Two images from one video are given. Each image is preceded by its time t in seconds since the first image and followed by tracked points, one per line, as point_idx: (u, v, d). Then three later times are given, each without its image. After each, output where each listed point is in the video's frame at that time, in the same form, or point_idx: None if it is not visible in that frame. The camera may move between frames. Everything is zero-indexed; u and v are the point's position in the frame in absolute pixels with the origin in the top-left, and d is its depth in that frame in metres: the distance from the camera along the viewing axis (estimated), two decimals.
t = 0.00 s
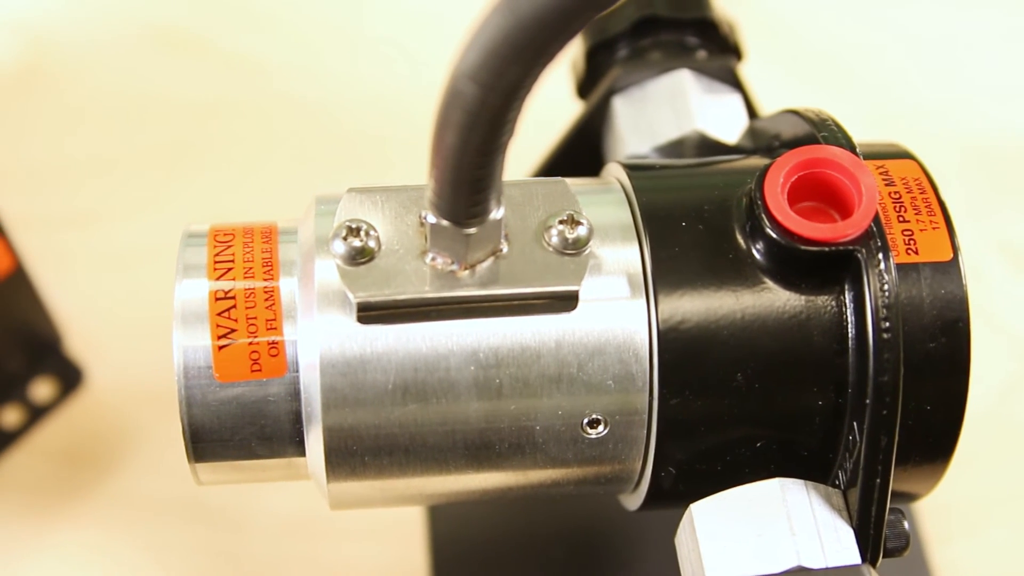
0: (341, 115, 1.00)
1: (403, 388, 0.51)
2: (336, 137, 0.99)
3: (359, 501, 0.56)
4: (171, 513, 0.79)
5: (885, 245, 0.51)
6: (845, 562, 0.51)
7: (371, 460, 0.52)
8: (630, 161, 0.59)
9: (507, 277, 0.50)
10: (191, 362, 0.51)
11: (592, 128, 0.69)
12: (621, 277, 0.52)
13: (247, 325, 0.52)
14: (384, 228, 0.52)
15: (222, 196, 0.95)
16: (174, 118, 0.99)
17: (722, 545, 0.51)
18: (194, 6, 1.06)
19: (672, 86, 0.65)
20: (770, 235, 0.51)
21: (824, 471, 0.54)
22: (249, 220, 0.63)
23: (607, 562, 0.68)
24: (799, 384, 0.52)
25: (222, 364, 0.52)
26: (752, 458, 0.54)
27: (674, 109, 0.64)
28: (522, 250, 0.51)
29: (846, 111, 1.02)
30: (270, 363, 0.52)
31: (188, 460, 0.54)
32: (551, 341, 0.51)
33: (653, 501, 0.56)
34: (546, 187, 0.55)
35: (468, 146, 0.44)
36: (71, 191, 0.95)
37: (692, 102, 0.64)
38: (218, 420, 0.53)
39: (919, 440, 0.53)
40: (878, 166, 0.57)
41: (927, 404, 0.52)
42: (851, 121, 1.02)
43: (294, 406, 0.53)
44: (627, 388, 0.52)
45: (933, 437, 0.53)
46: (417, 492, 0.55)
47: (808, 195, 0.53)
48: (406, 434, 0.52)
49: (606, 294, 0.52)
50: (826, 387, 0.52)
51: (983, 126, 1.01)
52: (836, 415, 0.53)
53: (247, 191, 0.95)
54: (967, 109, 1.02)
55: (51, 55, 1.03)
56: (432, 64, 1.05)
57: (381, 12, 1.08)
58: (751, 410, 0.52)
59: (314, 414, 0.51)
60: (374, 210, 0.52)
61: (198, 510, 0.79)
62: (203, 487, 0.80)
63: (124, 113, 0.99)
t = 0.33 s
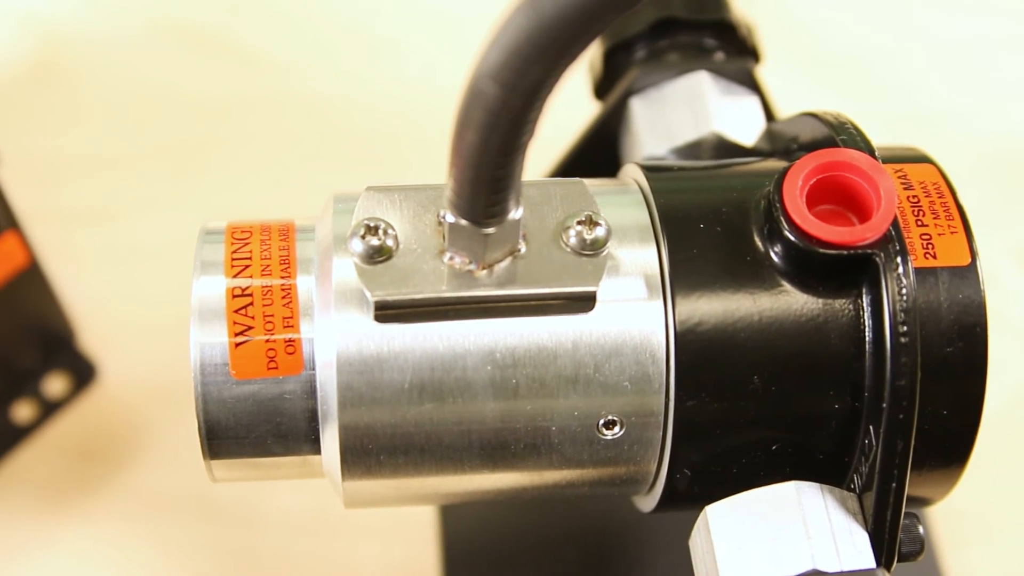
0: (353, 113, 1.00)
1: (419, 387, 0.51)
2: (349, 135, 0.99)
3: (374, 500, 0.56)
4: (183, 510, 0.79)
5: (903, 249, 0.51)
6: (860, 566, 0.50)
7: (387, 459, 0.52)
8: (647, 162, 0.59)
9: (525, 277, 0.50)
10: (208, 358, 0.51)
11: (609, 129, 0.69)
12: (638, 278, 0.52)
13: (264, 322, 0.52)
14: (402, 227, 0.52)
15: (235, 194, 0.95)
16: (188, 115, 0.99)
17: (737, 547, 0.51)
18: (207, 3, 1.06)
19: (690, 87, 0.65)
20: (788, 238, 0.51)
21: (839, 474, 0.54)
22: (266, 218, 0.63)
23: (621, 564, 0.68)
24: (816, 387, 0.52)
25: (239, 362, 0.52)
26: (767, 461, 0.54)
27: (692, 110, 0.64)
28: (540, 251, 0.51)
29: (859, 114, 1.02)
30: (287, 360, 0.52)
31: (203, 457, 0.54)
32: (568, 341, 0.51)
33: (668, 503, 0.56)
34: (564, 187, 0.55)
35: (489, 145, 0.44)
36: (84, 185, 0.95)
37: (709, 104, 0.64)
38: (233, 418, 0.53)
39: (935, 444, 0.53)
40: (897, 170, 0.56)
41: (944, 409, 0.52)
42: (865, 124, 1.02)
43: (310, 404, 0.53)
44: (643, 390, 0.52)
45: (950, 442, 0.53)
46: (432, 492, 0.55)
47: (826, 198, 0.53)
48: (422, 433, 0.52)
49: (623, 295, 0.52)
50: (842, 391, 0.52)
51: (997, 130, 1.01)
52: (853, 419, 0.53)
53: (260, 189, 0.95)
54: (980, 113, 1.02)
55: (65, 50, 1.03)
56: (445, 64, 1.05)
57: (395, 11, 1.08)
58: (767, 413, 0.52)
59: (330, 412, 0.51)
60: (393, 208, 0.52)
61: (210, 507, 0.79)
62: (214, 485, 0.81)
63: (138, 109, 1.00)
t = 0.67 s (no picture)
0: (366, 111, 1.00)
1: (434, 386, 0.51)
2: (362, 133, 0.99)
3: (388, 499, 0.56)
4: (194, 507, 0.79)
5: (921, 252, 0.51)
6: (873, 570, 0.50)
7: (401, 458, 0.52)
8: (663, 163, 0.59)
9: (541, 278, 0.50)
10: (224, 356, 0.51)
11: (625, 130, 0.69)
12: (654, 279, 0.52)
13: (280, 320, 0.52)
14: (418, 226, 0.52)
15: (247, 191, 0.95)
16: (202, 112, 1.00)
17: (749, 550, 0.51)
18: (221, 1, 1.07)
19: (707, 89, 0.65)
20: (805, 241, 0.51)
21: (853, 478, 0.54)
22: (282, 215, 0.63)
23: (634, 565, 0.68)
24: (831, 390, 0.52)
25: (254, 359, 0.52)
26: (782, 463, 0.54)
27: (708, 111, 0.64)
28: (557, 251, 0.51)
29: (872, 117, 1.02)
30: (302, 358, 0.52)
31: (217, 454, 0.54)
32: (584, 342, 0.51)
33: (682, 504, 0.56)
34: (582, 187, 0.55)
35: (508, 144, 0.43)
36: (98, 181, 0.95)
37: (726, 105, 0.64)
38: (248, 415, 0.53)
39: (950, 449, 0.53)
40: (914, 174, 0.56)
41: (959, 414, 0.52)
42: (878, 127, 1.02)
43: (325, 402, 0.53)
44: (659, 392, 0.52)
45: (965, 446, 0.53)
46: (446, 491, 0.56)
47: (843, 201, 0.53)
48: (437, 433, 0.52)
49: (639, 297, 0.52)
50: (858, 394, 0.52)
51: (1010, 135, 1.01)
52: (868, 422, 0.52)
53: (272, 186, 0.95)
54: (993, 118, 1.02)
55: (80, 46, 1.03)
56: (458, 63, 1.05)
57: (409, 10, 1.08)
58: (782, 416, 0.52)
59: (346, 410, 0.51)
60: (410, 207, 0.53)
61: (221, 504, 0.79)
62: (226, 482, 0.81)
63: (153, 106, 1.00)
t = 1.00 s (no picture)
0: (378, 111, 1.01)
1: (449, 386, 0.51)
2: (373, 132, 0.99)
3: (402, 498, 0.56)
4: (204, 505, 0.80)
5: (938, 256, 0.51)
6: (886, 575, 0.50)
7: (415, 457, 0.52)
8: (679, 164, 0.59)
9: (557, 278, 0.50)
10: (239, 353, 0.51)
11: (641, 131, 0.70)
12: (671, 280, 0.52)
13: (296, 318, 0.52)
14: (435, 225, 0.52)
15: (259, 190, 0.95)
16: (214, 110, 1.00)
17: (762, 553, 0.51)
18: None
19: (723, 90, 0.65)
20: (822, 243, 0.51)
21: (867, 482, 0.54)
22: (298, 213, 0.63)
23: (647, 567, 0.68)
24: (846, 394, 0.52)
25: (269, 357, 0.52)
26: (797, 465, 0.54)
27: (724, 113, 0.64)
28: (573, 251, 0.51)
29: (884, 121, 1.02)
30: (317, 357, 0.52)
31: (232, 452, 0.54)
32: (599, 343, 0.51)
33: (695, 506, 0.56)
34: (598, 188, 0.55)
35: (527, 144, 0.43)
36: (110, 178, 0.95)
37: (742, 107, 0.64)
38: (263, 413, 0.53)
39: (965, 453, 0.53)
40: (930, 178, 0.56)
41: (974, 419, 0.52)
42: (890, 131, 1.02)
43: (339, 400, 0.53)
44: (673, 394, 0.52)
45: (979, 451, 0.53)
46: (460, 490, 0.56)
47: (860, 204, 0.53)
48: (451, 432, 0.52)
49: (655, 298, 0.52)
50: (873, 397, 0.52)
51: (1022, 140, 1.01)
52: (883, 426, 0.52)
53: (284, 185, 0.95)
54: (1005, 123, 1.02)
55: (93, 42, 1.03)
56: (470, 63, 1.05)
57: (422, 10, 1.08)
58: (797, 419, 0.52)
59: (360, 409, 0.51)
60: (426, 206, 0.53)
61: (231, 503, 0.80)
62: (236, 481, 0.81)
63: (166, 104, 1.00)
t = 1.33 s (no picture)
0: (390, 110, 1.01)
1: (464, 386, 0.51)
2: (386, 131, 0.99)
3: (415, 497, 0.56)
4: (215, 502, 0.80)
5: (954, 260, 0.51)
6: None
7: (429, 456, 0.52)
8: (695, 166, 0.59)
9: (572, 279, 0.50)
10: (254, 350, 0.51)
11: (656, 131, 0.70)
12: (686, 282, 0.52)
13: (311, 316, 0.52)
14: (451, 225, 0.52)
15: (272, 187, 0.95)
16: (228, 107, 1.00)
17: (776, 555, 0.51)
18: None
19: (739, 93, 0.65)
20: (838, 247, 0.51)
21: (880, 486, 0.54)
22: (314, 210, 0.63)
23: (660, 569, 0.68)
24: (861, 398, 0.52)
25: (285, 355, 0.52)
26: (811, 469, 0.54)
27: (740, 115, 0.64)
28: (590, 252, 0.51)
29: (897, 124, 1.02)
30: (332, 355, 0.52)
31: (245, 449, 0.54)
32: (614, 344, 0.51)
33: (708, 508, 0.56)
34: (615, 189, 0.55)
35: (544, 146, 0.43)
36: (123, 175, 0.95)
37: (758, 110, 0.64)
38: (278, 411, 0.53)
39: (980, 458, 0.53)
40: (947, 182, 0.56)
41: (989, 423, 0.52)
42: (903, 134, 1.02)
43: (353, 399, 0.53)
44: (688, 396, 0.52)
45: (994, 456, 0.53)
46: (474, 489, 0.56)
47: (876, 207, 0.53)
48: (465, 432, 0.52)
49: (670, 299, 0.52)
50: (887, 401, 0.52)
51: None
52: (897, 430, 0.52)
53: (297, 183, 0.96)
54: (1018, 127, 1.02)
55: (109, 38, 1.03)
56: (483, 62, 1.05)
57: (436, 8, 1.08)
58: (811, 422, 0.52)
59: (374, 408, 0.51)
60: (442, 205, 0.53)
61: (242, 500, 0.80)
62: (247, 478, 0.81)
63: (180, 101, 1.00)
